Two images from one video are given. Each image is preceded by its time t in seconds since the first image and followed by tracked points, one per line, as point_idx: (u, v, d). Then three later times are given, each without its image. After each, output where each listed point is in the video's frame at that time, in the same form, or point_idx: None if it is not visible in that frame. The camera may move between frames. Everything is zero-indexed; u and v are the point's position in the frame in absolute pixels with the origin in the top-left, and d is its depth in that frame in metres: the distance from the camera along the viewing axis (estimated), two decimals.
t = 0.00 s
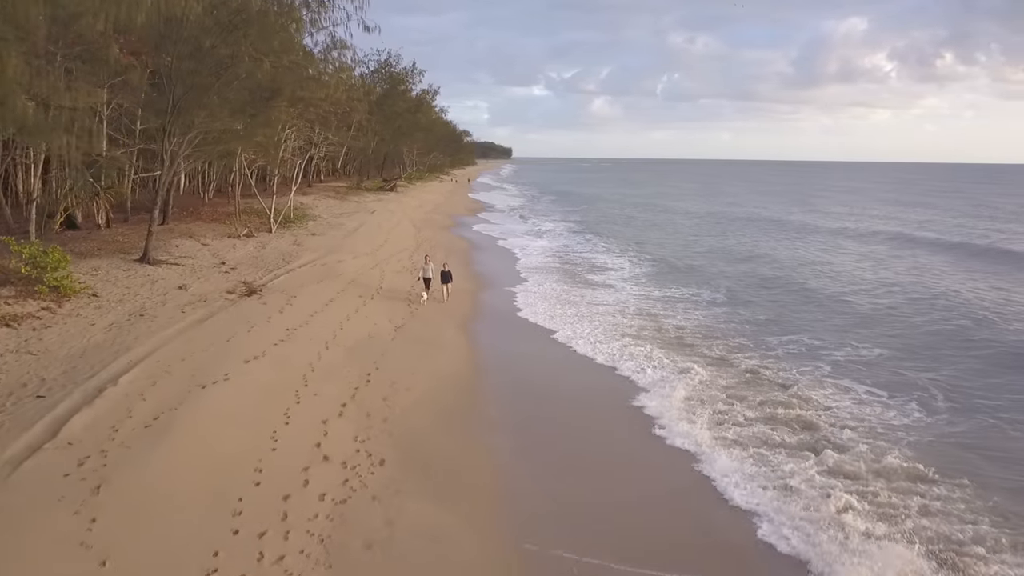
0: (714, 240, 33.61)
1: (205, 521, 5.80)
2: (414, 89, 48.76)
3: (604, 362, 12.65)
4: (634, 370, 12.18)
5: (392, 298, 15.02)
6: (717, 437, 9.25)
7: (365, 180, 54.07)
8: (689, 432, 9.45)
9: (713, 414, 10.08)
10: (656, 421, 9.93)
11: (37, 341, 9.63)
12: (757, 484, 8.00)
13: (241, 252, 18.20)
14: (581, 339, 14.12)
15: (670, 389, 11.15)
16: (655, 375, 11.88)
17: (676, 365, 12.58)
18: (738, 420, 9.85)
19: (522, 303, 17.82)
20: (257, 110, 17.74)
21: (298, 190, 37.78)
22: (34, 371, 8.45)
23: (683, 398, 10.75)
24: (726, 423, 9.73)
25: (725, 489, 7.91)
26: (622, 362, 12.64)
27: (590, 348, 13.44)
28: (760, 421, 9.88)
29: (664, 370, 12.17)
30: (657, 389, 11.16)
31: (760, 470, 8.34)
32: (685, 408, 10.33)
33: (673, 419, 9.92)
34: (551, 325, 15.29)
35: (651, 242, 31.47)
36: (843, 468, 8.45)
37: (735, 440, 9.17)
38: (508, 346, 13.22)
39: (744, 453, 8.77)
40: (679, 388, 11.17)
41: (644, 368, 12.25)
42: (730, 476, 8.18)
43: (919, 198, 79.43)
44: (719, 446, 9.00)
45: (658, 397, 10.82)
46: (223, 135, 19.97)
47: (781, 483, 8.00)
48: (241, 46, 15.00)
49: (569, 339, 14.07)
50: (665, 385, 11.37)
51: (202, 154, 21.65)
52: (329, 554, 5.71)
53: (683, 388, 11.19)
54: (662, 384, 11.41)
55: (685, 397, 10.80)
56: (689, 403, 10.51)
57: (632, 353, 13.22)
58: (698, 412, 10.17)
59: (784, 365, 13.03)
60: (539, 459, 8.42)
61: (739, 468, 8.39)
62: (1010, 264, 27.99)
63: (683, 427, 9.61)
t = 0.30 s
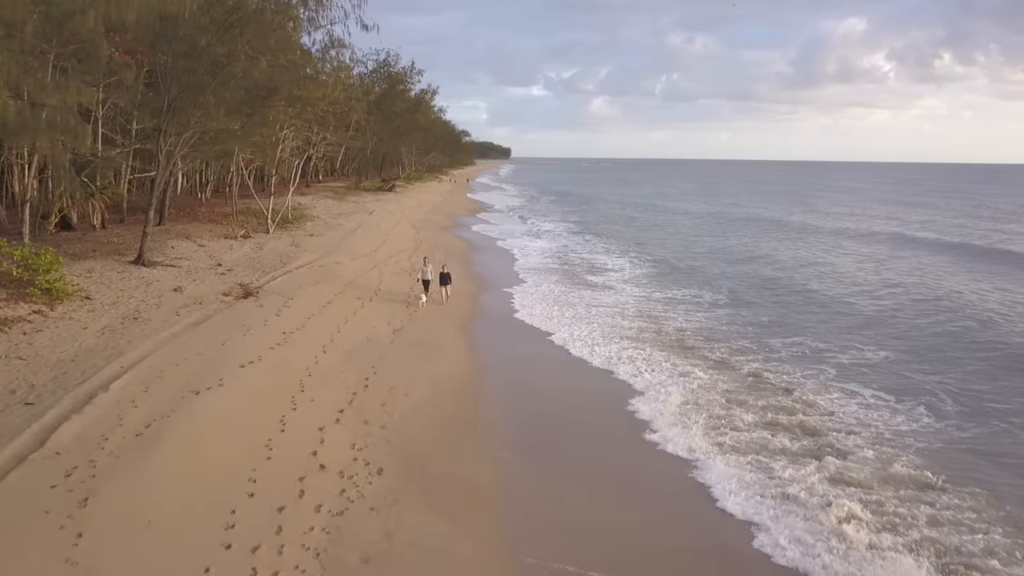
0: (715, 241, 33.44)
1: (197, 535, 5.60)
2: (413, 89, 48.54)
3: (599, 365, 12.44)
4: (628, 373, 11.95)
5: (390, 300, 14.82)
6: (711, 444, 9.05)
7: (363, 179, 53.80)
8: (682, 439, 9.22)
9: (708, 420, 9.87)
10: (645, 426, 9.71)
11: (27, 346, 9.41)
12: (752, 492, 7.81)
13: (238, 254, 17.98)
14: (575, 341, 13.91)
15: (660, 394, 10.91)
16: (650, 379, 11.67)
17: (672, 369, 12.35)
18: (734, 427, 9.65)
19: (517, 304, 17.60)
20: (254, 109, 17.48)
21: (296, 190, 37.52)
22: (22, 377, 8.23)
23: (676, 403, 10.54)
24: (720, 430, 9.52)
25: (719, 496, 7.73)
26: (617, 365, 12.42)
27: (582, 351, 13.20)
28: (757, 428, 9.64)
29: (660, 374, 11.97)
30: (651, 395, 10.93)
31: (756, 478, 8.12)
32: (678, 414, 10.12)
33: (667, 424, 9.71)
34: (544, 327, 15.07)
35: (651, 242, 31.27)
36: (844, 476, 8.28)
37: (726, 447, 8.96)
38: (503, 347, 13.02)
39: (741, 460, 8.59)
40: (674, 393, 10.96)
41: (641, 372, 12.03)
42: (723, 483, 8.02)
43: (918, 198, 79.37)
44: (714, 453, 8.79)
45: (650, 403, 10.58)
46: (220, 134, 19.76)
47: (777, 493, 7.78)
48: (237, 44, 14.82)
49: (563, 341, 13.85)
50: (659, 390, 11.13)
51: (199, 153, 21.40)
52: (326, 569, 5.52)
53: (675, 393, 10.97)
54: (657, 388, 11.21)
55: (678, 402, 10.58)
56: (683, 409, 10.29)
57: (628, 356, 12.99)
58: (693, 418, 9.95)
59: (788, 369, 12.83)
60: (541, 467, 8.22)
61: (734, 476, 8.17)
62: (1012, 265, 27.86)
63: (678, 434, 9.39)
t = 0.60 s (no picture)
0: (716, 242, 33.08)
1: (179, 565, 5.21)
2: (410, 88, 48.04)
3: (590, 370, 12.06)
4: (621, 380, 11.58)
5: (387, 304, 14.43)
6: (699, 456, 8.69)
7: (360, 179, 53.27)
8: (668, 450, 8.87)
9: (703, 431, 9.50)
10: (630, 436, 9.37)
11: (7, 355, 8.98)
12: (741, 509, 7.45)
13: (231, 256, 17.56)
14: (567, 346, 13.51)
15: (651, 403, 10.54)
16: (645, 386, 11.29)
17: (670, 375, 11.96)
18: (731, 438, 9.30)
19: (510, 307, 17.22)
20: (248, 107, 17.03)
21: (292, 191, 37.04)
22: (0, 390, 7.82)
23: (667, 412, 10.18)
24: (713, 441, 9.17)
25: (704, 514, 7.36)
26: (611, 371, 12.04)
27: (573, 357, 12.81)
28: (756, 440, 9.25)
29: (657, 381, 11.58)
30: (643, 403, 10.56)
31: (745, 494, 7.77)
32: (667, 423, 9.76)
33: (653, 435, 9.35)
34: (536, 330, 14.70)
35: (652, 244, 30.91)
36: (853, 485, 8.09)
37: (716, 460, 8.60)
38: (496, 353, 12.63)
39: (734, 474, 8.23)
40: (669, 401, 10.59)
41: (636, 379, 11.64)
42: (712, 499, 7.65)
43: (917, 198, 79.23)
44: (702, 466, 8.43)
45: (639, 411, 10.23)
46: (213, 134, 19.31)
47: (767, 509, 7.42)
48: (229, 41, 14.41)
49: (555, 346, 13.45)
50: (651, 398, 10.75)
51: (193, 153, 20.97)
52: None
53: (669, 401, 10.60)
54: (650, 396, 10.83)
55: (670, 411, 10.22)
56: (676, 419, 9.91)
57: (624, 362, 12.61)
58: (686, 428, 9.58)
59: (796, 376, 12.47)
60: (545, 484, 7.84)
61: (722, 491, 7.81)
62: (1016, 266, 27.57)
63: (665, 445, 9.04)
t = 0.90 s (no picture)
0: (717, 243, 32.76)
1: None
2: (408, 88, 47.59)
3: (581, 377, 11.68)
4: (610, 387, 11.20)
5: (384, 309, 14.04)
6: (692, 471, 8.29)
7: (358, 180, 52.83)
8: (657, 464, 8.45)
9: (697, 442, 9.12)
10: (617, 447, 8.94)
11: None
12: (748, 528, 7.08)
13: (224, 259, 17.16)
14: (558, 351, 13.12)
15: (643, 411, 10.15)
16: (639, 394, 10.92)
17: (667, 382, 11.60)
18: (728, 449, 8.94)
19: (503, 310, 16.85)
20: (241, 106, 16.58)
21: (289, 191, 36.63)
22: None
23: (658, 421, 9.77)
24: (706, 454, 8.79)
25: (710, 534, 6.97)
26: (603, 378, 11.66)
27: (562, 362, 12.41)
28: (756, 452, 8.89)
29: (655, 388, 11.21)
30: (634, 411, 10.15)
31: (738, 513, 7.36)
32: (658, 434, 9.36)
33: (643, 447, 8.94)
34: (528, 334, 14.33)
35: (653, 245, 30.57)
36: (862, 500, 7.77)
37: (707, 475, 8.19)
38: (490, 359, 12.26)
39: (729, 490, 7.84)
40: (663, 410, 10.20)
41: (631, 386, 11.26)
42: (712, 518, 7.26)
43: (915, 198, 79.09)
44: (696, 481, 8.03)
45: (626, 420, 9.81)
46: (206, 133, 18.90)
47: (757, 532, 7.00)
48: (221, 38, 13.96)
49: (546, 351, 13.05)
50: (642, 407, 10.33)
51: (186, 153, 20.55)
52: None
53: (662, 410, 10.21)
54: (654, 405, 10.46)
55: (661, 420, 9.82)
56: (669, 429, 9.52)
57: (620, 368, 12.23)
58: (680, 439, 9.21)
59: (804, 383, 12.13)
60: (548, 501, 7.45)
61: (712, 510, 7.41)
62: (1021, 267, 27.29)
63: (653, 458, 8.62)
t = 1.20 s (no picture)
0: (718, 244, 32.44)
1: None
2: (405, 87, 47.11)
3: (573, 385, 11.28)
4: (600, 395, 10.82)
5: (381, 314, 13.64)
6: (690, 488, 7.87)
7: (354, 180, 52.36)
8: (649, 481, 7.99)
9: (693, 455, 8.72)
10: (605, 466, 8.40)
11: None
12: (761, 550, 6.70)
13: (217, 261, 16.76)
14: (549, 358, 12.73)
15: (637, 423, 9.74)
16: (634, 403, 10.54)
17: (667, 391, 11.21)
18: (725, 463, 8.57)
19: (496, 314, 16.48)
20: (233, 105, 16.16)
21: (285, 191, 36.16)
22: None
23: (652, 434, 9.34)
24: (702, 469, 8.36)
25: (721, 557, 6.59)
26: (595, 386, 11.26)
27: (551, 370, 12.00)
28: (758, 467, 8.52)
29: (653, 397, 10.85)
30: (630, 425, 9.68)
31: (735, 535, 6.95)
32: (653, 448, 8.90)
33: (636, 463, 8.46)
34: (519, 340, 13.95)
35: (654, 246, 30.20)
36: (871, 512, 7.53)
37: (703, 493, 7.76)
38: (486, 366, 11.84)
39: (728, 509, 7.43)
40: (659, 421, 9.81)
41: (626, 395, 10.87)
42: (722, 539, 6.88)
43: (914, 198, 78.90)
44: (692, 500, 7.62)
45: (616, 434, 9.33)
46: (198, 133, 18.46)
47: (754, 557, 6.57)
48: (212, 34, 13.44)
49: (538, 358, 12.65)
50: (635, 419, 9.87)
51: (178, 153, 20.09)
52: None
53: (659, 420, 9.83)
54: (660, 414, 10.10)
55: (655, 432, 9.39)
56: (662, 441, 9.10)
57: (616, 376, 11.86)
58: (677, 451, 8.81)
59: (814, 391, 11.77)
60: (554, 523, 7.06)
61: (709, 532, 6.99)
62: None
63: (643, 475, 8.14)
